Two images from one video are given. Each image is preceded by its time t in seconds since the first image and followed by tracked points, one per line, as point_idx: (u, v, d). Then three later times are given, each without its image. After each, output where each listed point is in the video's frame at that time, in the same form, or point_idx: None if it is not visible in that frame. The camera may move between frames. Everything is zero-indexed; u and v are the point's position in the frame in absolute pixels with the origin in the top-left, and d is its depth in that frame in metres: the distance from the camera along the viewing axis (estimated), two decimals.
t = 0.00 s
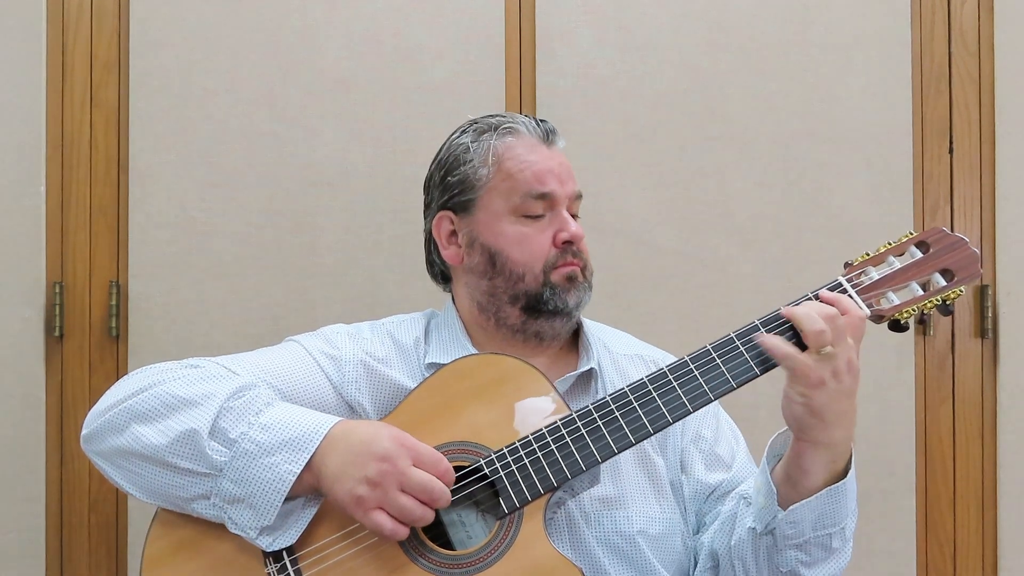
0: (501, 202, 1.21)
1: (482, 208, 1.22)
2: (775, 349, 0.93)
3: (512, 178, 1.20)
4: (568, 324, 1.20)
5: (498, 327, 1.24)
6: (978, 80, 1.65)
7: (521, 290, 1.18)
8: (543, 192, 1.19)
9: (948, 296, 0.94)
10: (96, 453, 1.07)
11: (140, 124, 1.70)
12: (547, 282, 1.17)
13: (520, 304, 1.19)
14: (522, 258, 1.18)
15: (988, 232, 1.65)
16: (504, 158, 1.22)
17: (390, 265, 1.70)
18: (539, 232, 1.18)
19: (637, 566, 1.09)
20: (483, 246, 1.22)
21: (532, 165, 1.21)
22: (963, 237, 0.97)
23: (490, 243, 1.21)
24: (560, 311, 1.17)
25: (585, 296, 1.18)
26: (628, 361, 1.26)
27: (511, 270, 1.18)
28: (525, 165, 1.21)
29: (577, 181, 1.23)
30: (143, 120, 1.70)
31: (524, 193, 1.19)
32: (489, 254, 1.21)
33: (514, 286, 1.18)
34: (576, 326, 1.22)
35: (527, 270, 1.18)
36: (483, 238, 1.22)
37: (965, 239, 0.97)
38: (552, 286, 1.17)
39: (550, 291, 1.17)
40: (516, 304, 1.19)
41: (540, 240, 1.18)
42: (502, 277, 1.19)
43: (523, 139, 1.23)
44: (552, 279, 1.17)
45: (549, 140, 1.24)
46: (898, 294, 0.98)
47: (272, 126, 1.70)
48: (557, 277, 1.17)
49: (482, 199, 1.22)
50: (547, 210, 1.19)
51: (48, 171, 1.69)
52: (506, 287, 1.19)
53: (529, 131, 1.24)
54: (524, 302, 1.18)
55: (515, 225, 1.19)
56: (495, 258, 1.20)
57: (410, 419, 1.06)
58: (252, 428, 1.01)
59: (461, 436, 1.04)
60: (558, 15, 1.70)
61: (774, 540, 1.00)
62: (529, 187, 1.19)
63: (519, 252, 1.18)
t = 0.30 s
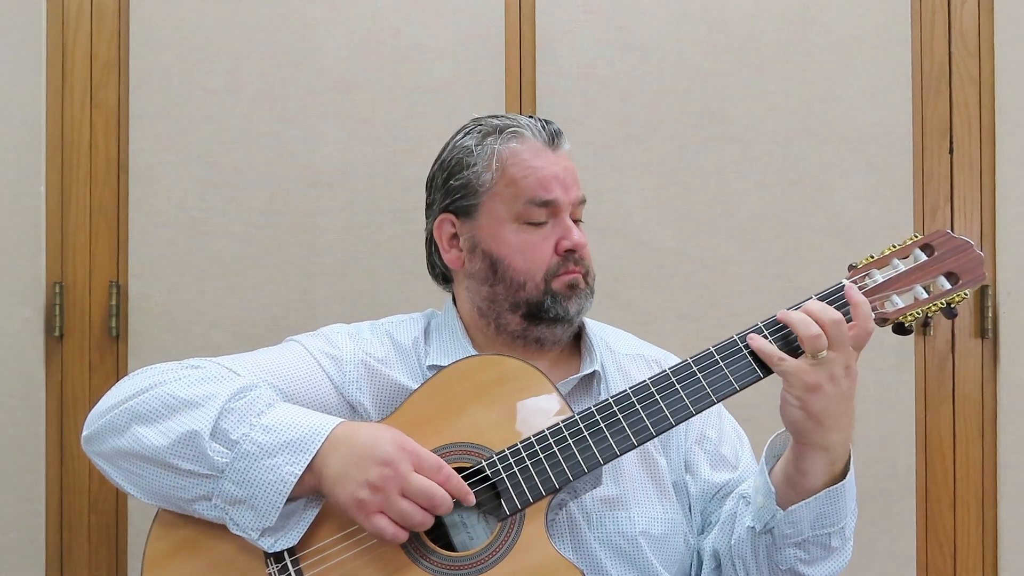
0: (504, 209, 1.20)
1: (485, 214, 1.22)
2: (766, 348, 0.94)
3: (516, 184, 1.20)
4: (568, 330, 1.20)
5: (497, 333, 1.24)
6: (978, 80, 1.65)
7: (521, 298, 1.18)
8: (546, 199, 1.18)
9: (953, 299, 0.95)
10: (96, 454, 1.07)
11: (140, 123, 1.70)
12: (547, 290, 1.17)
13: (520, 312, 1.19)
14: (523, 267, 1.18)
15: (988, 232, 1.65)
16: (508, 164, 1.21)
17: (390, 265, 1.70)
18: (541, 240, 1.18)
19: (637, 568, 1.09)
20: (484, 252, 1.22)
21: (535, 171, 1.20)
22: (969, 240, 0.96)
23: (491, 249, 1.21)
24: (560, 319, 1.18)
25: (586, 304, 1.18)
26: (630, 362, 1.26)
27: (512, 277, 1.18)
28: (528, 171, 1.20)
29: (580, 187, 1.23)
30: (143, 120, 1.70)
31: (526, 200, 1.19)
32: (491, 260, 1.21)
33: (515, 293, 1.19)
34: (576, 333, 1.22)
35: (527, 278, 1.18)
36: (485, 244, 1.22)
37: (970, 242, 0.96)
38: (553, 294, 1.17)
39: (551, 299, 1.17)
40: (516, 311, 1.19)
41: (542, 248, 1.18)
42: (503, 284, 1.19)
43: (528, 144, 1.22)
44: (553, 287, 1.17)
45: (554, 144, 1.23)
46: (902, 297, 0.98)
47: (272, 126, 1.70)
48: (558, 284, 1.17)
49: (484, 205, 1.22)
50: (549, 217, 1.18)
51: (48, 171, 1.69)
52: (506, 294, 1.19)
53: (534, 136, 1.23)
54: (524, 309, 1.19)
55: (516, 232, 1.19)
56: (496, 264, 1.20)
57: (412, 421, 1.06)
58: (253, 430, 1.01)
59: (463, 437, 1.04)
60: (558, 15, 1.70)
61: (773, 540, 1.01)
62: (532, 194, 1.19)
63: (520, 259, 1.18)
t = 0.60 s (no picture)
0: (505, 211, 1.20)
1: (486, 216, 1.22)
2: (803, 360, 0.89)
3: (517, 186, 1.20)
4: (568, 332, 1.20)
5: (497, 335, 1.24)
6: (978, 80, 1.65)
7: (521, 300, 1.18)
8: (548, 202, 1.18)
9: (949, 298, 0.93)
10: (97, 449, 1.07)
11: (140, 124, 1.70)
12: (548, 292, 1.17)
13: (521, 314, 1.19)
14: (524, 269, 1.18)
15: (988, 232, 1.65)
16: (509, 166, 1.21)
17: (389, 265, 1.70)
18: (543, 242, 1.18)
19: (638, 567, 1.09)
20: (485, 254, 1.22)
21: (536, 173, 1.20)
22: (967, 239, 0.96)
23: (492, 251, 1.21)
24: (561, 321, 1.17)
25: (586, 305, 1.18)
26: (629, 361, 1.26)
27: (513, 279, 1.18)
28: (529, 173, 1.20)
29: (581, 189, 1.22)
30: (143, 120, 1.70)
31: (528, 202, 1.19)
32: (491, 262, 1.21)
33: (515, 296, 1.19)
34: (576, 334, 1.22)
35: (528, 280, 1.18)
36: (486, 246, 1.22)
37: (968, 241, 0.96)
38: (553, 297, 1.17)
39: (552, 301, 1.17)
40: (516, 313, 1.19)
41: (543, 251, 1.18)
42: (503, 287, 1.19)
43: (529, 146, 1.22)
44: (553, 289, 1.17)
45: (556, 146, 1.23)
46: (899, 296, 0.98)
47: (272, 126, 1.70)
48: (559, 287, 1.17)
49: (485, 207, 1.22)
50: (550, 219, 1.18)
51: (49, 171, 1.69)
52: (507, 296, 1.19)
53: (536, 137, 1.23)
54: (525, 312, 1.18)
55: (518, 234, 1.19)
56: (497, 266, 1.20)
57: (411, 420, 1.06)
58: (257, 418, 1.01)
59: (461, 437, 1.04)
60: (558, 15, 1.70)
61: (783, 539, 1.01)
62: (534, 197, 1.19)
63: (521, 262, 1.18)
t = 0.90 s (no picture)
0: (502, 212, 1.20)
1: (483, 217, 1.22)
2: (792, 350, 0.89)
3: (514, 187, 1.20)
4: (565, 332, 1.20)
5: (494, 335, 1.24)
6: (978, 80, 1.65)
7: (518, 301, 1.18)
8: (545, 203, 1.18)
9: (948, 293, 0.94)
10: (98, 452, 1.07)
11: (140, 124, 1.70)
12: (545, 293, 1.17)
13: (517, 315, 1.19)
14: (521, 270, 1.18)
15: (988, 232, 1.64)
16: (506, 167, 1.21)
17: (389, 265, 1.70)
18: (539, 243, 1.18)
19: (633, 566, 1.09)
20: (482, 255, 1.22)
21: (534, 175, 1.20)
22: (964, 236, 0.96)
23: (489, 252, 1.21)
24: (557, 321, 1.17)
25: (583, 306, 1.18)
26: (627, 360, 1.26)
27: (509, 280, 1.18)
28: (527, 174, 1.20)
29: (578, 190, 1.22)
30: (143, 120, 1.70)
31: (524, 204, 1.19)
32: (488, 263, 1.21)
33: (512, 297, 1.18)
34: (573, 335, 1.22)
35: (524, 282, 1.18)
36: (483, 247, 1.22)
37: (965, 238, 0.96)
38: (550, 298, 1.17)
39: (549, 302, 1.17)
40: (513, 314, 1.19)
41: (540, 252, 1.18)
42: (500, 288, 1.19)
43: (526, 147, 1.22)
44: (550, 291, 1.17)
45: (553, 147, 1.23)
46: (897, 292, 0.97)
47: (272, 126, 1.70)
48: (555, 288, 1.17)
49: (482, 208, 1.22)
50: (547, 221, 1.18)
51: (48, 170, 1.69)
52: (503, 298, 1.19)
53: (533, 138, 1.23)
54: (521, 313, 1.18)
55: (514, 235, 1.19)
56: (494, 267, 1.20)
57: (410, 418, 1.07)
58: (256, 425, 1.00)
59: (459, 436, 1.05)
60: (558, 15, 1.70)
61: (790, 535, 1.02)
62: (531, 198, 1.19)
63: (517, 263, 1.18)
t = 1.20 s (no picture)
0: (499, 213, 1.20)
1: (481, 218, 1.22)
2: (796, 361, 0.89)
3: (512, 189, 1.20)
4: (563, 333, 1.20)
5: (492, 336, 1.24)
6: (978, 80, 1.65)
7: (515, 302, 1.18)
8: (542, 204, 1.18)
9: (946, 292, 0.94)
10: (96, 454, 1.07)
11: (140, 123, 1.70)
12: (542, 295, 1.17)
13: (514, 316, 1.19)
14: (518, 272, 1.18)
15: (988, 232, 1.64)
16: (504, 168, 1.21)
17: (389, 265, 1.70)
18: (537, 244, 1.18)
19: (630, 566, 1.09)
20: (479, 256, 1.22)
21: (532, 176, 1.19)
22: (963, 234, 0.97)
23: (487, 253, 1.21)
24: (555, 322, 1.17)
25: (581, 307, 1.18)
26: (626, 360, 1.26)
27: (507, 281, 1.18)
28: (525, 175, 1.20)
29: (577, 190, 1.22)
30: (143, 120, 1.70)
31: (522, 205, 1.19)
32: (486, 264, 1.21)
33: (509, 298, 1.18)
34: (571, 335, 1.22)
35: (522, 283, 1.18)
36: (481, 248, 1.22)
37: (964, 236, 0.97)
38: (548, 299, 1.17)
39: (546, 303, 1.17)
40: (510, 315, 1.19)
41: (537, 253, 1.18)
42: (497, 289, 1.19)
43: (525, 148, 1.21)
44: (547, 292, 1.17)
45: (552, 147, 1.22)
46: (895, 290, 0.97)
47: (272, 126, 1.70)
48: (553, 289, 1.17)
49: (480, 209, 1.22)
50: (544, 222, 1.18)
51: (48, 170, 1.69)
52: (501, 299, 1.19)
53: (532, 139, 1.22)
54: (518, 314, 1.18)
55: (512, 237, 1.19)
56: (492, 268, 1.20)
57: (409, 418, 1.06)
58: (253, 429, 1.00)
59: (457, 435, 1.05)
60: (558, 15, 1.70)
61: (795, 539, 1.02)
62: (529, 199, 1.19)
63: (514, 264, 1.18)
